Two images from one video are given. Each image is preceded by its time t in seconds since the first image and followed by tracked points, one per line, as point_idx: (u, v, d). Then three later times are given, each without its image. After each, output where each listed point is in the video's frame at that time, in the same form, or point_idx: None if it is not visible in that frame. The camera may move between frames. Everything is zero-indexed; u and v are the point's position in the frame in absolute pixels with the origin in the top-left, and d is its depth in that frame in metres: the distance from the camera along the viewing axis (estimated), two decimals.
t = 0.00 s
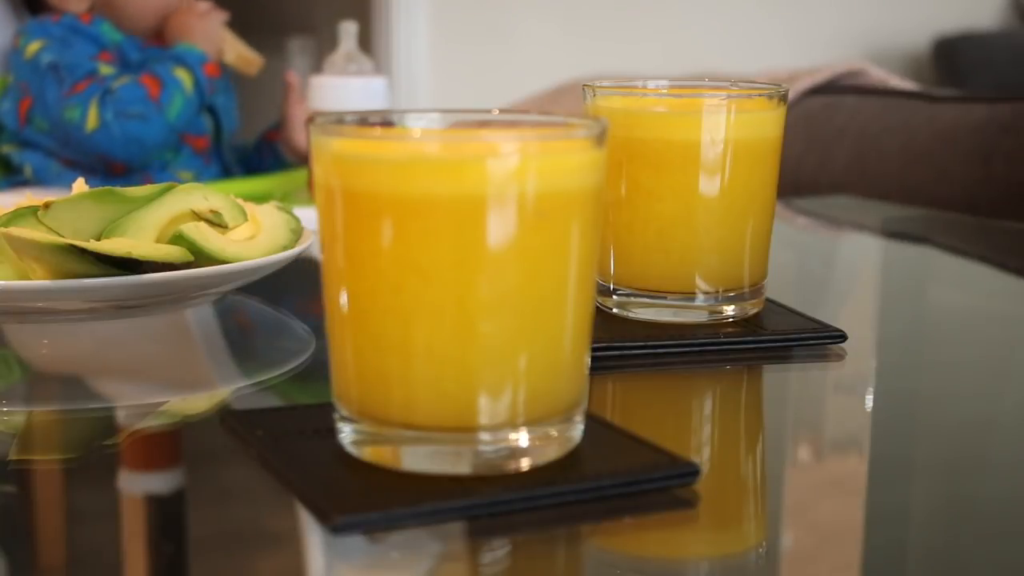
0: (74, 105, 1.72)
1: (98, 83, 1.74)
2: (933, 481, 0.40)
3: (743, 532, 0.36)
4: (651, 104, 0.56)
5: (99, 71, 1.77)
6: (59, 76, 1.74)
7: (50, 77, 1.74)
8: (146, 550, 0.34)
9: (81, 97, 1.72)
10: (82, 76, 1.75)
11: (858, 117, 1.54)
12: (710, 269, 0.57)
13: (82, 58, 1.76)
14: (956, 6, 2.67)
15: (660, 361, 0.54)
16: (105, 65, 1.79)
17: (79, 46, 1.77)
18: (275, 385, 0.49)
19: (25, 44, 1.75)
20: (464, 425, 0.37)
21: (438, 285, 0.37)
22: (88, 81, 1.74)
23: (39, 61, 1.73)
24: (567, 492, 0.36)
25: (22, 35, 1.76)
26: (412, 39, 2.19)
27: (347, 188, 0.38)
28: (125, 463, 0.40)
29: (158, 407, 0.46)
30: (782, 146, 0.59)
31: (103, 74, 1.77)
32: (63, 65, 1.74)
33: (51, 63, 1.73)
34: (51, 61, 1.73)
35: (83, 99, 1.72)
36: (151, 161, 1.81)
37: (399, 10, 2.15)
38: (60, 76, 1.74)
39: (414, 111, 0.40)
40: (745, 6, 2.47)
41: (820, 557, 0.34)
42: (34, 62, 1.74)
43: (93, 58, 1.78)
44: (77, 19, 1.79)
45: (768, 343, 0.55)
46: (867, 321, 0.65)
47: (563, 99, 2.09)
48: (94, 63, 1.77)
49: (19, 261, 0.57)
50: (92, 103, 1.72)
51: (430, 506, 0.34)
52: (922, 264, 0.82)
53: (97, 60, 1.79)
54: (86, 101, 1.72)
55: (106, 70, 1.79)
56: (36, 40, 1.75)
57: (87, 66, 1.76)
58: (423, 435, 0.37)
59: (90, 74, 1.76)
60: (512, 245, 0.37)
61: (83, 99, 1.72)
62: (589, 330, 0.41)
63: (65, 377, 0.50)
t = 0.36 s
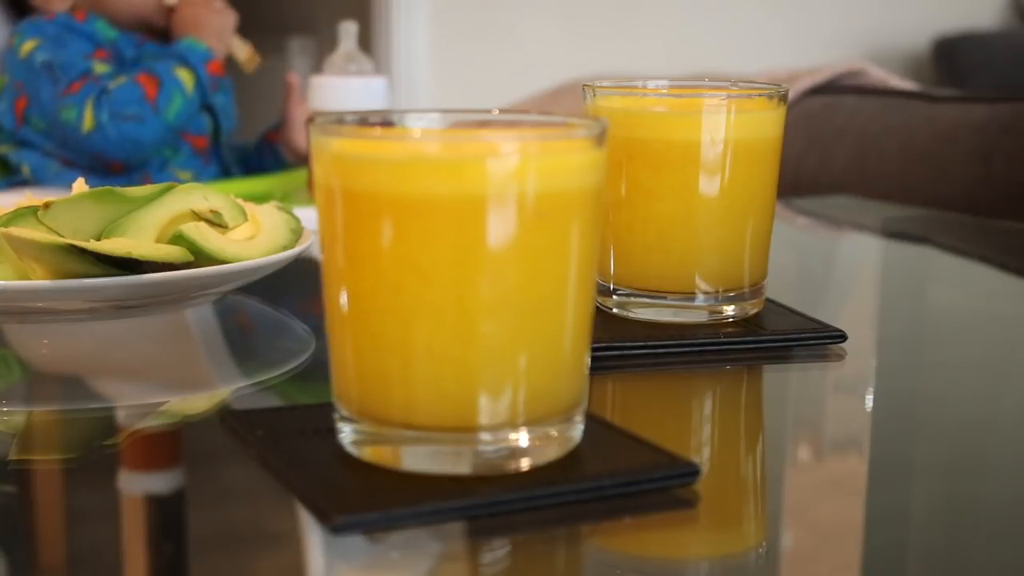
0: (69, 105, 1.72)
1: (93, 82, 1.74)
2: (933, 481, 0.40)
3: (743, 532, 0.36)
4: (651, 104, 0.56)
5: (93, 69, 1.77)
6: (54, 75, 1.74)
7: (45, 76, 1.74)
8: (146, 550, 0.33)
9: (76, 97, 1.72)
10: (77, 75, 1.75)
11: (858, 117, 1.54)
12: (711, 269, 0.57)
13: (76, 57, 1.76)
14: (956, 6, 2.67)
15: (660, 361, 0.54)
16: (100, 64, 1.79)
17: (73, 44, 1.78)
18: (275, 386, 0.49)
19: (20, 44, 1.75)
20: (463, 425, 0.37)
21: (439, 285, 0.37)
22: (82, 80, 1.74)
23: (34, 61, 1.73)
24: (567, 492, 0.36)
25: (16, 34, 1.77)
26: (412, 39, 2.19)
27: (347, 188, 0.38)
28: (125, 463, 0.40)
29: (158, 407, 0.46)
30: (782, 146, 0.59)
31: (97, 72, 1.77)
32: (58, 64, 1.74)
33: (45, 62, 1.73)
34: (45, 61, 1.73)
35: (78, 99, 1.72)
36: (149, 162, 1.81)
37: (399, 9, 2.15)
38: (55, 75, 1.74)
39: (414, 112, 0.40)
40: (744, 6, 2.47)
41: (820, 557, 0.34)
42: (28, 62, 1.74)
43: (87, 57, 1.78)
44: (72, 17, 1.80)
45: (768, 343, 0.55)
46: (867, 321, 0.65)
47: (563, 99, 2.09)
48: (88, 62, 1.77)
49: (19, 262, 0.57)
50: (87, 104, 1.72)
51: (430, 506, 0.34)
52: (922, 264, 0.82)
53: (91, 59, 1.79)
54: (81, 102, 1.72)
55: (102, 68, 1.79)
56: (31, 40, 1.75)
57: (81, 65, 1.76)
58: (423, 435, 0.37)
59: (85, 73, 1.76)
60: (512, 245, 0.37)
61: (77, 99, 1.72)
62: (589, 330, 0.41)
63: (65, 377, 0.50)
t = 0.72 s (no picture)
0: (57, 121, 1.72)
1: (85, 99, 1.74)
2: (933, 481, 0.40)
3: (743, 532, 0.36)
4: (651, 104, 0.57)
5: (88, 81, 1.75)
6: (46, 84, 1.73)
7: (39, 84, 1.74)
8: (145, 551, 0.34)
9: (66, 113, 1.72)
10: (70, 88, 1.74)
11: (858, 117, 1.54)
12: (710, 269, 0.57)
13: (73, 67, 1.74)
14: (956, 6, 2.67)
15: (660, 361, 0.54)
16: (97, 75, 1.77)
17: (73, 51, 1.75)
18: (275, 386, 0.49)
19: (21, 44, 1.74)
20: (463, 424, 0.37)
21: (438, 285, 0.37)
22: (75, 95, 1.73)
23: (31, 65, 1.72)
24: (567, 492, 0.36)
25: (21, 34, 1.75)
26: (412, 39, 2.19)
27: (347, 188, 0.38)
28: (125, 463, 0.40)
29: (158, 407, 0.46)
30: (782, 146, 0.59)
31: (92, 84, 1.75)
32: (52, 73, 1.73)
33: (42, 70, 1.72)
34: (42, 68, 1.72)
35: (68, 116, 1.72)
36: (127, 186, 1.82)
37: (399, 9, 2.15)
38: (47, 85, 1.73)
39: (414, 111, 0.40)
40: (745, 6, 2.47)
41: (820, 557, 0.34)
42: (27, 66, 1.73)
43: (84, 66, 1.76)
44: (77, 22, 1.78)
45: (768, 342, 0.55)
46: (867, 321, 0.65)
47: (563, 100, 2.09)
48: (83, 73, 1.75)
49: (19, 262, 0.57)
50: (74, 124, 1.72)
51: (430, 506, 0.34)
52: (923, 264, 0.82)
53: (88, 68, 1.77)
54: (70, 119, 1.72)
55: (96, 79, 1.77)
56: (33, 43, 1.73)
57: (76, 76, 1.74)
58: (423, 435, 0.37)
59: (79, 85, 1.74)
60: (512, 246, 0.37)
61: (67, 116, 1.72)
62: (589, 330, 0.41)
63: (65, 377, 0.50)
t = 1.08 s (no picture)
0: (59, 119, 1.72)
1: (88, 99, 1.74)
2: (933, 481, 0.40)
3: (743, 531, 0.36)
4: (651, 104, 0.57)
5: (91, 80, 1.77)
6: (49, 82, 1.73)
7: (42, 82, 1.74)
8: (146, 551, 0.34)
9: (68, 112, 1.72)
10: (73, 86, 1.74)
11: (858, 117, 1.54)
12: (710, 268, 0.57)
13: (76, 66, 1.75)
14: (956, 6, 2.67)
15: (660, 361, 0.54)
16: (100, 75, 1.79)
17: (77, 51, 1.77)
18: (275, 385, 0.49)
19: (26, 42, 1.74)
20: (463, 425, 0.37)
21: (438, 285, 0.37)
22: (77, 93, 1.74)
23: (35, 63, 1.73)
24: (567, 492, 0.36)
25: (25, 32, 1.76)
26: (412, 38, 2.18)
27: (347, 188, 0.38)
28: (125, 463, 0.40)
29: (158, 407, 0.46)
30: (782, 145, 0.59)
31: (94, 84, 1.77)
32: (56, 71, 1.73)
33: (45, 67, 1.73)
34: (45, 65, 1.72)
35: (69, 114, 1.72)
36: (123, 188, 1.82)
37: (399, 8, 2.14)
38: (50, 83, 1.73)
39: (414, 111, 0.40)
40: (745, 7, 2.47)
41: (820, 557, 0.34)
42: (31, 62, 1.73)
43: (88, 65, 1.78)
44: (82, 22, 1.81)
45: (768, 342, 0.55)
46: (867, 321, 0.65)
47: (563, 99, 2.09)
48: (87, 72, 1.77)
49: (19, 262, 0.57)
50: (75, 123, 1.72)
51: (430, 506, 0.34)
52: (923, 264, 0.82)
53: (92, 67, 1.78)
54: (71, 118, 1.72)
55: (99, 79, 1.78)
56: (38, 40, 1.74)
57: (80, 75, 1.75)
58: (423, 435, 0.37)
59: (82, 84, 1.75)
60: (512, 246, 0.37)
61: (69, 114, 1.72)
62: (589, 330, 0.41)
63: (65, 378, 0.50)
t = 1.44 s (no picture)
0: (62, 116, 1.72)
1: (92, 97, 1.74)
2: (934, 481, 0.40)
3: (743, 532, 0.36)
4: (651, 104, 0.56)
5: (94, 78, 1.77)
6: (53, 80, 1.73)
7: (45, 80, 1.73)
8: (146, 550, 0.33)
9: (72, 109, 1.72)
10: (77, 85, 1.75)
11: (857, 116, 1.54)
12: (710, 269, 0.57)
13: (80, 64, 1.76)
14: (956, 6, 2.67)
15: (660, 362, 0.54)
16: (104, 74, 1.79)
17: (81, 49, 1.77)
18: (275, 385, 0.49)
19: (29, 40, 1.74)
20: (464, 425, 0.37)
21: (438, 284, 0.37)
22: (81, 92, 1.74)
23: (39, 60, 1.72)
24: (567, 492, 0.36)
25: (29, 30, 1.76)
26: (413, 37, 2.18)
27: (347, 188, 0.38)
28: (124, 463, 0.40)
29: (158, 407, 0.46)
30: (782, 145, 0.59)
31: (98, 82, 1.77)
32: (60, 69, 1.73)
33: (49, 64, 1.72)
34: (49, 62, 1.72)
35: (73, 112, 1.72)
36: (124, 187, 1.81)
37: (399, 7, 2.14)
38: (54, 81, 1.73)
39: (414, 111, 0.40)
40: (745, 6, 2.47)
41: (820, 557, 0.34)
42: (35, 60, 1.72)
43: (92, 64, 1.78)
44: (86, 21, 1.82)
45: (768, 343, 0.55)
46: (867, 321, 0.65)
47: (563, 99, 2.09)
48: (91, 71, 1.77)
49: (19, 261, 0.57)
50: (79, 120, 1.72)
51: (430, 506, 0.34)
52: (923, 264, 0.82)
53: (96, 66, 1.79)
54: (75, 115, 1.72)
55: (103, 77, 1.78)
56: (42, 38, 1.74)
57: (84, 73, 1.76)
58: (423, 435, 0.37)
59: (85, 82, 1.76)
60: (512, 246, 0.37)
61: (73, 112, 1.72)
62: (589, 330, 0.41)
63: (65, 378, 0.50)
